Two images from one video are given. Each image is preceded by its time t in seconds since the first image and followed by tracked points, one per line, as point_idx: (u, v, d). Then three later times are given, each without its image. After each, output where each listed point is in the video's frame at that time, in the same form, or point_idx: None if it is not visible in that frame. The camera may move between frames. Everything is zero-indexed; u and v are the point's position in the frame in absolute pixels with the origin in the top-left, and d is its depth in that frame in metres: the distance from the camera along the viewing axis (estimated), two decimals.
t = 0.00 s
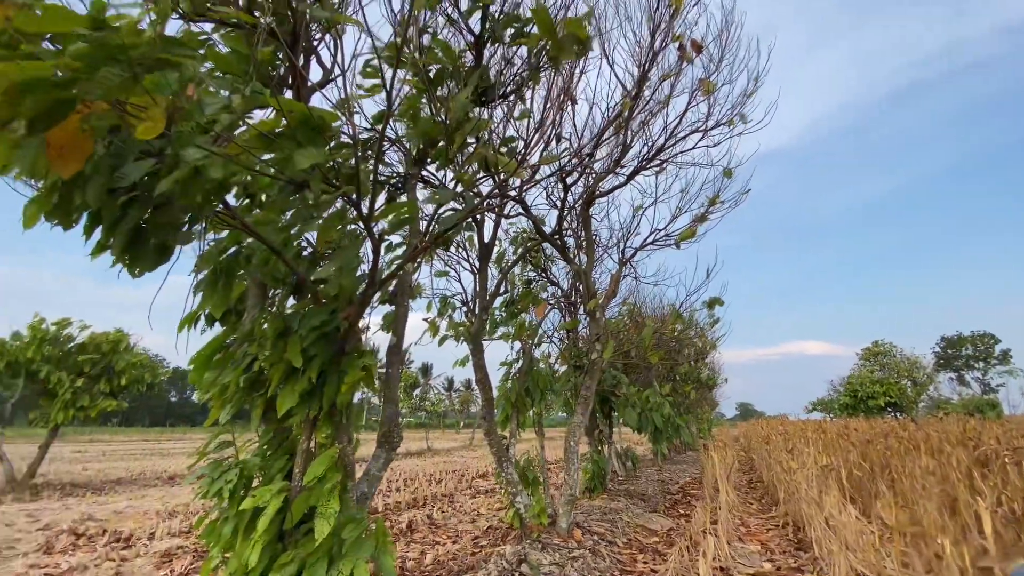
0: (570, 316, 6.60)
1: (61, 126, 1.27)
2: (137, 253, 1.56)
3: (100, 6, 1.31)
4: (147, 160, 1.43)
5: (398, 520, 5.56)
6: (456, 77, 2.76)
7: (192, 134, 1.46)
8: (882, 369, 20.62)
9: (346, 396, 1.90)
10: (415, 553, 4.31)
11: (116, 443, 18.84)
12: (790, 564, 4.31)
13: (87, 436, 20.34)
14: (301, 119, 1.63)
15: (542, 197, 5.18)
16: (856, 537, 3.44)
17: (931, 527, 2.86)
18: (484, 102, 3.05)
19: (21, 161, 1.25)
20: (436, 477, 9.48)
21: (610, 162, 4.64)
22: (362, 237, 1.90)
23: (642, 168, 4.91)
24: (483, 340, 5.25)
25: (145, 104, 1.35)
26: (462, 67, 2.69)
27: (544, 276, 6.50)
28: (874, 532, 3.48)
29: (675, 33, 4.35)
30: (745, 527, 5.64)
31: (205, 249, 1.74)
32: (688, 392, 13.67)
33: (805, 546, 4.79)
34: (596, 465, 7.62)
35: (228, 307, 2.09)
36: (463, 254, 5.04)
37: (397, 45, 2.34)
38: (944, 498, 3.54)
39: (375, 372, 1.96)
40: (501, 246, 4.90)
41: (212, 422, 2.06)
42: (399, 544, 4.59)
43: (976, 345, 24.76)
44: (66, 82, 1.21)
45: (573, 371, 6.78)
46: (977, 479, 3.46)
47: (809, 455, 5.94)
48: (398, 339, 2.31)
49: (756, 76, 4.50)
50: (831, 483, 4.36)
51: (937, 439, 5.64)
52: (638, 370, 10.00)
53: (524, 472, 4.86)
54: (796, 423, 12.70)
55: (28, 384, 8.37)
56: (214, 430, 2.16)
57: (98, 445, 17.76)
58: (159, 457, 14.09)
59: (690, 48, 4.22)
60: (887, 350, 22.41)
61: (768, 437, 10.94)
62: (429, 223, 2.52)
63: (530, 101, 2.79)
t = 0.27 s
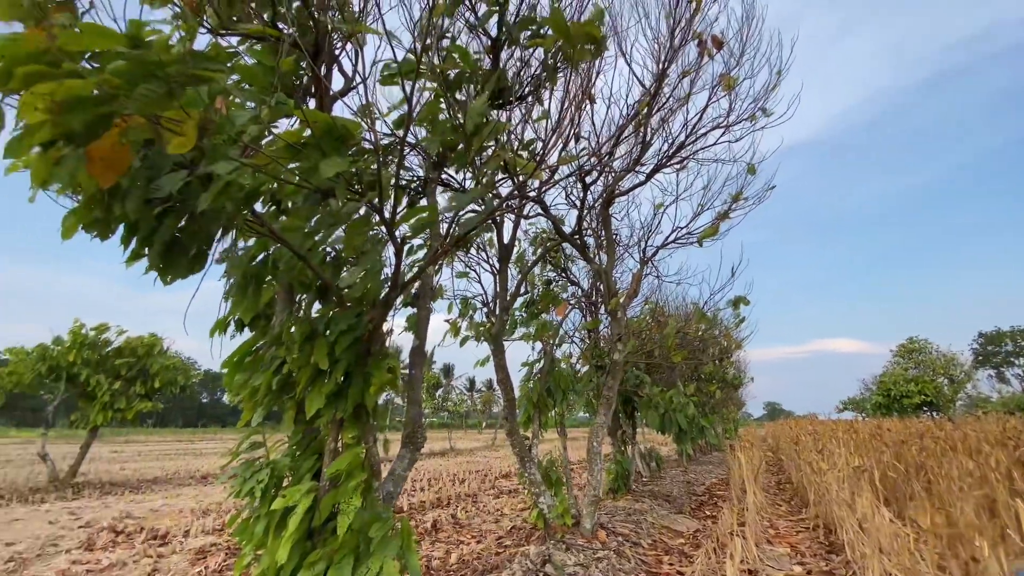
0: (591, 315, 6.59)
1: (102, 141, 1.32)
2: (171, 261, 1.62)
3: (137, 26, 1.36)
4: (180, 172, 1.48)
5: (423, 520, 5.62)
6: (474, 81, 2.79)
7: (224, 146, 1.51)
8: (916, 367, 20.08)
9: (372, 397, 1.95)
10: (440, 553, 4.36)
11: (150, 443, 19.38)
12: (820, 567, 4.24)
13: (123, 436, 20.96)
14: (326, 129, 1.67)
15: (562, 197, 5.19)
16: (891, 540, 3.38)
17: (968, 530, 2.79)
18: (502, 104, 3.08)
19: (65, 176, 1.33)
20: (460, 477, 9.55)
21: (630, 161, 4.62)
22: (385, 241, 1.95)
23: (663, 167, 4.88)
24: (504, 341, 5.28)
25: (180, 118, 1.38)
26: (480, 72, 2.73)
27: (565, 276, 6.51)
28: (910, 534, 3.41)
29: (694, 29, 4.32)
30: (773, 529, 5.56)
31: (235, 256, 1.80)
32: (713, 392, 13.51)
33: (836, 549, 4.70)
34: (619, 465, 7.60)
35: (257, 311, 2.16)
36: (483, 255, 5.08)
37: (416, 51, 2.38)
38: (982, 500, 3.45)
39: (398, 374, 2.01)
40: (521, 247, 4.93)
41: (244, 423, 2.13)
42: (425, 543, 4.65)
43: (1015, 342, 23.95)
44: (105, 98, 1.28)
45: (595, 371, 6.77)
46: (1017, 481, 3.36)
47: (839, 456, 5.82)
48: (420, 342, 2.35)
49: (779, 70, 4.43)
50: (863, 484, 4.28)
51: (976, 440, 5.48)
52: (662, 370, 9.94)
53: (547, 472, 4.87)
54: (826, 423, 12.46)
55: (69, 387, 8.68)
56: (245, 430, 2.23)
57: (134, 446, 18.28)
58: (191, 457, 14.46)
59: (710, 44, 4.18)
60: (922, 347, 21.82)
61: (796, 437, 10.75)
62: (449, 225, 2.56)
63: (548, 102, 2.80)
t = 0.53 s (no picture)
0: (607, 315, 6.57)
1: (132, 156, 1.36)
2: (196, 266, 1.66)
3: (161, 41, 1.41)
4: (203, 180, 1.54)
5: (442, 519, 5.66)
6: (488, 83, 2.82)
7: (246, 155, 1.55)
8: (944, 365, 19.64)
9: (391, 398, 1.98)
10: (459, 552, 4.39)
11: (176, 444, 19.76)
12: (844, 569, 4.18)
13: (149, 437, 21.40)
14: (344, 134, 1.69)
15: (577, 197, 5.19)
16: (918, 542, 3.34)
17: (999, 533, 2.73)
18: (515, 105, 3.09)
19: (98, 187, 1.36)
20: (478, 477, 9.59)
21: (646, 159, 4.60)
22: (402, 244, 1.97)
23: (678, 164, 4.85)
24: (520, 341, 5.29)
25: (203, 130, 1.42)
26: (493, 73, 2.75)
27: (581, 275, 6.50)
28: (938, 535, 3.35)
29: (710, 25, 4.28)
30: (796, 530, 5.49)
31: (257, 260, 1.85)
32: (733, 391, 13.38)
33: (862, 551, 4.63)
34: (638, 465, 7.57)
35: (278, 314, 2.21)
36: (498, 255, 5.10)
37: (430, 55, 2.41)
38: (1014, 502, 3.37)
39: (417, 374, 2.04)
40: (536, 247, 4.93)
41: (267, 424, 2.18)
42: (444, 542, 4.69)
43: None
44: (133, 114, 1.33)
45: (612, 371, 6.75)
46: None
47: (864, 456, 5.72)
48: (438, 342, 2.37)
49: (797, 64, 4.38)
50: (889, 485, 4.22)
51: (1007, 440, 5.34)
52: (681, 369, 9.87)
53: (565, 472, 4.87)
54: (851, 423, 12.24)
55: (98, 388, 8.89)
56: (268, 431, 2.29)
57: (160, 446, 18.66)
58: (216, 457, 14.72)
59: (726, 40, 4.14)
60: (950, 344, 21.33)
61: (820, 437, 10.59)
62: (464, 226, 2.58)
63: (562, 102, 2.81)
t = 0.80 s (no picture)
0: (620, 314, 6.55)
1: (151, 160, 1.38)
2: (214, 268, 1.69)
3: (181, 47, 1.43)
4: (221, 183, 1.56)
5: (456, 519, 5.68)
6: (499, 84, 2.83)
7: (262, 159, 1.58)
8: (965, 363, 19.31)
9: (406, 399, 2.00)
10: (473, 552, 4.41)
11: (194, 444, 20.04)
12: (864, 571, 4.13)
13: (168, 437, 21.73)
14: (358, 138, 1.70)
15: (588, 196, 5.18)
16: (941, 544, 3.29)
17: None
18: (526, 105, 3.09)
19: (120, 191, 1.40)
20: (492, 477, 9.61)
21: (657, 157, 4.58)
22: (415, 246, 1.99)
23: (691, 162, 4.82)
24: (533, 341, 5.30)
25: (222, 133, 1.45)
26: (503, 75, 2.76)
27: (593, 275, 6.48)
28: (961, 537, 3.31)
29: (722, 21, 4.25)
30: (814, 531, 5.43)
31: (274, 262, 1.87)
32: (748, 391, 13.27)
33: (882, 553, 4.57)
34: (652, 465, 7.54)
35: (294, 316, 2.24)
36: (509, 255, 5.11)
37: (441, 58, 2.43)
38: None
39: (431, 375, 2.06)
40: (547, 247, 4.93)
41: (284, 424, 2.21)
42: (458, 542, 4.71)
43: None
44: (154, 119, 1.35)
45: (625, 371, 6.74)
46: None
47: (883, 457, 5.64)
48: (451, 344, 2.38)
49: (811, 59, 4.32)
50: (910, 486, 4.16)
51: None
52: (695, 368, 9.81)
53: (578, 472, 4.87)
54: (869, 423, 12.07)
55: (118, 390, 9.05)
56: (285, 431, 2.32)
57: (179, 446, 18.94)
58: (233, 457, 14.90)
59: (738, 35, 4.11)
60: (971, 342, 20.97)
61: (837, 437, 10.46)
62: (476, 227, 2.59)
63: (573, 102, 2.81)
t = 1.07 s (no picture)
0: (629, 314, 6.53)
1: (162, 164, 1.41)
2: (223, 270, 1.71)
3: (192, 52, 1.45)
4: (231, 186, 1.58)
5: (466, 519, 5.69)
6: (506, 85, 2.83)
7: (273, 162, 1.60)
8: (981, 362, 19.09)
9: (415, 399, 2.01)
10: (484, 552, 4.41)
11: (207, 444, 20.29)
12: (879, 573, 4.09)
13: (181, 437, 21.96)
14: (367, 141, 1.72)
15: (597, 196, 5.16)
16: (957, 546, 3.26)
17: None
18: (533, 105, 3.09)
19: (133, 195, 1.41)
20: (501, 477, 9.62)
21: (666, 156, 4.56)
22: (424, 247, 2.00)
23: (700, 160, 4.78)
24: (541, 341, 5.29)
25: (233, 136, 1.48)
26: (510, 75, 2.77)
27: (601, 275, 6.47)
28: (978, 538, 3.27)
29: (730, 18, 4.22)
30: (827, 533, 5.38)
31: (284, 264, 1.88)
32: (759, 391, 13.18)
33: (897, 555, 4.52)
34: (662, 466, 7.52)
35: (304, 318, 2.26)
36: (518, 256, 5.11)
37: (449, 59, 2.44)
38: None
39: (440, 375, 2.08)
40: (556, 247, 4.93)
41: (296, 425, 2.23)
42: (468, 542, 4.72)
43: None
44: (167, 122, 1.38)
45: (634, 370, 6.72)
46: None
47: (898, 457, 5.57)
48: (459, 345, 2.39)
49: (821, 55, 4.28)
50: (925, 487, 4.11)
51: None
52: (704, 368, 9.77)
53: (589, 473, 4.87)
54: (884, 423, 11.95)
55: (132, 391, 9.16)
56: (297, 431, 2.34)
57: (192, 447, 19.12)
58: (245, 457, 15.02)
59: (747, 32, 4.07)
60: (987, 341, 20.73)
61: (851, 437, 10.37)
62: (482, 227, 2.60)
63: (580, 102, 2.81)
